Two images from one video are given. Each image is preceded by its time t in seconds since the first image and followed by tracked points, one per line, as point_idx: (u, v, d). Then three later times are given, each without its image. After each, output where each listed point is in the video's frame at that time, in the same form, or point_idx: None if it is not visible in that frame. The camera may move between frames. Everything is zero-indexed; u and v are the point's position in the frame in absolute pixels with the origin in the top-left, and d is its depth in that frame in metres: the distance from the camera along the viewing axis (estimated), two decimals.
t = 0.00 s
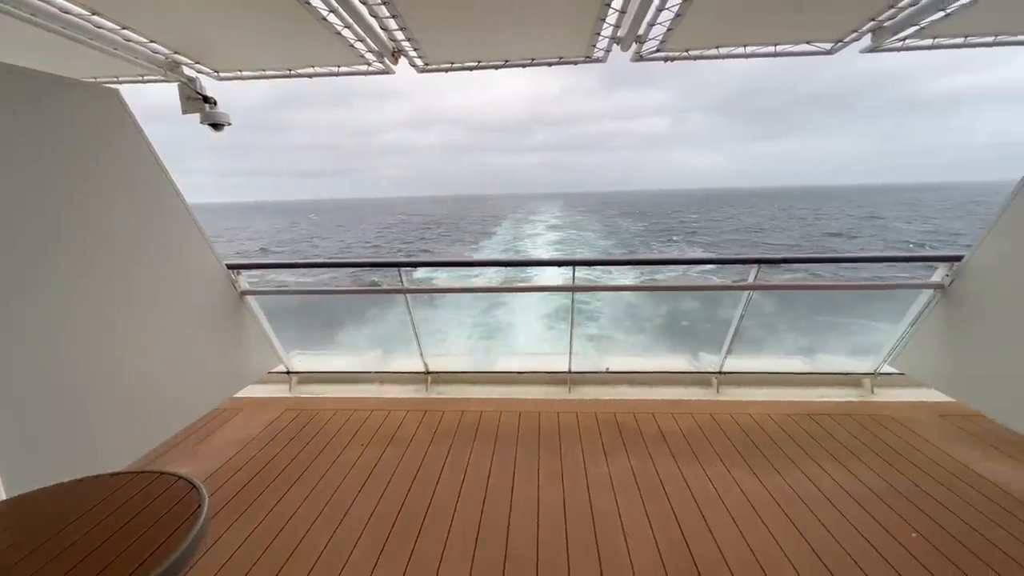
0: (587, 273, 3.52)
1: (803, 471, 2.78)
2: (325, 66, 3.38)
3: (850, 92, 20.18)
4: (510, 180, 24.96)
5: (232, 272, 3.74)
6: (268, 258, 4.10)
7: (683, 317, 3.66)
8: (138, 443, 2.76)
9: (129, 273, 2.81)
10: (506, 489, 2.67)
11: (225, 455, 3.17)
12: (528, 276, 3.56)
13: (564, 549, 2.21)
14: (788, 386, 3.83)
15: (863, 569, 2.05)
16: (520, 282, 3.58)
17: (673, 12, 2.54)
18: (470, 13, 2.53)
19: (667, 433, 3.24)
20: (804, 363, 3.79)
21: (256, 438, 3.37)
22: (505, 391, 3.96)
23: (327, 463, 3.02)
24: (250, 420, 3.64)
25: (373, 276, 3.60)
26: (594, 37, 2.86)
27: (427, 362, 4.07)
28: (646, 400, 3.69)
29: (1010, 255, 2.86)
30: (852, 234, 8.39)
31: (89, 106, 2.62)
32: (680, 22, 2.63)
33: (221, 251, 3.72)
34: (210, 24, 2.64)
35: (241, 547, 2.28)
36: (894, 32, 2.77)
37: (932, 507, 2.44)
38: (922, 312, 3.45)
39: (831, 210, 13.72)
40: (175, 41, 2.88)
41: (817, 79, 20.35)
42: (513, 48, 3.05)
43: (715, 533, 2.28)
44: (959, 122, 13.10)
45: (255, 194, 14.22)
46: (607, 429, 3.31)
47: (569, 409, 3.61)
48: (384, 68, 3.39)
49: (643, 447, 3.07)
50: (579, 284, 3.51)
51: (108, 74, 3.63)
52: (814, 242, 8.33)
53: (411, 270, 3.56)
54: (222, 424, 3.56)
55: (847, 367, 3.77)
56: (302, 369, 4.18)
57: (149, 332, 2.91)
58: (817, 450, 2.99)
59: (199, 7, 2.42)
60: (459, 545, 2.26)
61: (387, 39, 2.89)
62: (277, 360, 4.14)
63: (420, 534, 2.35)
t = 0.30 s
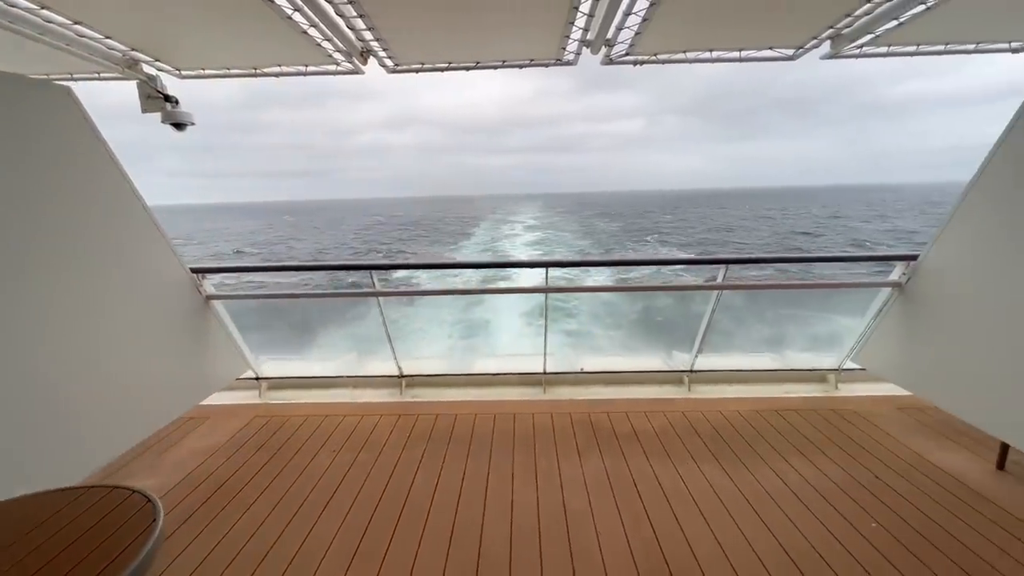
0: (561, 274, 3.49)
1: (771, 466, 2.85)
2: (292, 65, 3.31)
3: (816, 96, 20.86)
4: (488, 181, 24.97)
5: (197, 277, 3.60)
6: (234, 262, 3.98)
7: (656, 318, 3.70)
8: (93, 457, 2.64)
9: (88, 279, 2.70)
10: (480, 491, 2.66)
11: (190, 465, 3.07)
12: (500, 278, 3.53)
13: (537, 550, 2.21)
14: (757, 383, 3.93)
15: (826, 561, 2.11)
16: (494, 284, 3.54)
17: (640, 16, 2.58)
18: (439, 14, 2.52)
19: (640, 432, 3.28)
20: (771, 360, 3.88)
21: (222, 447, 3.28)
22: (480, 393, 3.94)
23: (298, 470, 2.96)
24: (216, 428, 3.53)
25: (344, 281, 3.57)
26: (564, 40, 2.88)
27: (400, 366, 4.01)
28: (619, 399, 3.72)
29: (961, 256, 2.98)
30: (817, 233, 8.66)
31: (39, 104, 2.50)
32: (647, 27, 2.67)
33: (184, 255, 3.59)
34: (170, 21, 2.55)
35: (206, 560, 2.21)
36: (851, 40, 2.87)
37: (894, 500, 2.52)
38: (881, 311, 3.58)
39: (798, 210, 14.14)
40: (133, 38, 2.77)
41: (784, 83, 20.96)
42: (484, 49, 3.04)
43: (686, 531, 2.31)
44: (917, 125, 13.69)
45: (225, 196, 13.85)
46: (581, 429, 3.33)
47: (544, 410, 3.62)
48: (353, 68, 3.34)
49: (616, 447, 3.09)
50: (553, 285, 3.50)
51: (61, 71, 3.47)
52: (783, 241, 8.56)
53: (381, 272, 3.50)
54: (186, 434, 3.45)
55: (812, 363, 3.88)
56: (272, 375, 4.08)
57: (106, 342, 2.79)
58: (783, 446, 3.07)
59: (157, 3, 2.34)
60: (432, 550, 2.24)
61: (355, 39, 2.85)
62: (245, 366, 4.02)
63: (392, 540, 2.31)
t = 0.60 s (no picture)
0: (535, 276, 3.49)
1: (741, 461, 2.92)
2: (260, 64, 3.25)
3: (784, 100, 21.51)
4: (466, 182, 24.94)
5: (160, 280, 3.48)
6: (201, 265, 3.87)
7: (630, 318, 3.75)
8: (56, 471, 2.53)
9: (70, 277, 2.76)
10: (455, 493, 2.65)
11: (156, 475, 2.97)
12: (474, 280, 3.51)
13: (512, 551, 2.21)
14: (728, 380, 4.01)
15: (793, 552, 2.17)
16: (468, 286, 3.51)
17: (610, 20, 2.61)
18: (410, 14, 2.50)
19: (614, 430, 3.32)
20: (742, 358, 3.97)
21: (190, 455, 3.18)
22: (456, 394, 3.93)
23: (269, 477, 2.90)
24: (183, 437, 3.42)
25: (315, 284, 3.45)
26: (536, 42, 2.90)
27: (374, 369, 3.96)
28: (595, 398, 3.75)
29: (918, 257, 3.11)
30: (785, 233, 8.93)
31: None
32: (617, 30, 2.70)
33: (148, 259, 3.47)
34: (130, 16, 2.47)
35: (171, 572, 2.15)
36: (813, 46, 2.96)
37: (857, 491, 2.61)
38: (845, 309, 3.70)
39: (768, 211, 14.54)
40: (90, 33, 2.67)
41: (754, 87, 21.54)
42: (456, 50, 3.04)
43: (659, 528, 2.34)
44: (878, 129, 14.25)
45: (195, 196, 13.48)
46: (557, 429, 3.35)
47: (520, 411, 3.63)
48: (322, 67, 3.29)
49: (591, 446, 3.12)
50: (527, 286, 3.50)
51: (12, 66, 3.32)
52: (754, 241, 8.78)
53: (353, 275, 3.43)
54: (152, 443, 3.34)
55: (780, 360, 3.99)
56: (243, 381, 3.99)
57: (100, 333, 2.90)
58: (752, 441, 3.15)
59: None
60: (406, 553, 2.22)
61: (324, 37, 2.80)
62: (214, 372, 3.90)
63: (365, 545, 2.29)
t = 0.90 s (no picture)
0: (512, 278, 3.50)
1: (714, 458, 2.97)
2: (228, 61, 3.16)
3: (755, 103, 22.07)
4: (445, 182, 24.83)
5: (123, 283, 3.36)
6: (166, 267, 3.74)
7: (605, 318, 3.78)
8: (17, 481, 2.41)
9: (59, 277, 2.85)
10: (431, 497, 2.63)
11: (120, 485, 2.86)
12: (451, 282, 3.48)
13: (488, 553, 2.20)
14: (702, 378, 4.08)
15: (763, 546, 2.22)
16: (445, 288, 3.49)
17: (583, 23, 2.63)
18: (382, 13, 2.47)
19: (591, 430, 3.34)
20: (714, 356, 4.05)
21: (157, 464, 3.08)
22: (434, 396, 3.89)
23: (239, 485, 2.81)
24: (149, 446, 3.30)
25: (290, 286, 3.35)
26: (510, 43, 2.90)
27: (349, 373, 3.90)
28: (572, 399, 3.77)
29: (882, 256, 3.21)
30: (756, 233, 9.16)
31: None
32: (591, 33, 2.72)
33: (109, 262, 3.34)
34: (88, 10, 2.37)
35: None
36: (780, 51, 3.04)
37: (826, 485, 2.68)
38: (813, 307, 3.81)
39: (740, 211, 14.88)
40: (44, 27, 2.55)
41: (727, 90, 22.02)
42: (430, 50, 3.02)
43: (634, 527, 2.35)
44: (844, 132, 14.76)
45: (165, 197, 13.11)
46: (535, 430, 3.35)
47: (497, 413, 3.61)
48: (293, 66, 3.22)
49: (567, 445, 3.14)
50: (504, 288, 3.49)
51: None
52: (728, 241, 8.97)
53: (326, 277, 3.36)
54: (116, 453, 3.21)
55: (751, 357, 4.08)
56: (212, 387, 3.88)
57: (94, 328, 3.03)
58: (726, 438, 3.20)
59: None
60: (380, 559, 2.19)
61: (293, 35, 2.74)
62: (181, 378, 3.78)
63: (338, 552, 2.24)
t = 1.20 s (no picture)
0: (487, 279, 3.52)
1: (688, 455, 3.01)
2: (193, 57, 3.07)
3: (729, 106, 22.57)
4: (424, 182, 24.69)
5: (83, 287, 3.25)
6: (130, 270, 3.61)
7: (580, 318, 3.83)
8: None
9: (26, 276, 2.79)
10: (406, 502, 2.59)
11: (82, 496, 2.75)
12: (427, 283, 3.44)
13: (464, 556, 2.19)
14: (677, 377, 4.14)
15: (735, 542, 2.26)
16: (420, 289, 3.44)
17: (556, 24, 2.64)
18: (352, 11, 2.43)
19: (568, 430, 3.35)
20: (688, 354, 4.12)
21: (122, 473, 2.97)
22: (410, 399, 3.86)
23: (208, 493, 2.74)
24: (113, 454, 3.19)
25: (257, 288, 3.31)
26: (484, 43, 2.89)
27: (324, 377, 3.83)
28: (549, 399, 3.78)
29: (845, 255, 3.31)
30: (729, 233, 9.37)
31: None
32: (564, 35, 2.73)
33: (68, 265, 3.21)
34: (42, 2, 2.28)
35: None
36: (749, 55, 3.11)
37: (795, 480, 2.75)
38: (783, 306, 3.91)
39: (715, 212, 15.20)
40: None
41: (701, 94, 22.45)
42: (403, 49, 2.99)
43: (610, 526, 2.37)
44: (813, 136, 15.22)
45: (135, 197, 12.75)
46: (512, 431, 3.35)
47: (474, 414, 3.60)
48: (262, 63, 3.15)
49: (544, 445, 3.15)
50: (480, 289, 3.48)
51: None
52: (703, 241, 9.14)
53: (298, 279, 3.29)
54: (78, 462, 3.09)
55: (724, 355, 4.17)
56: (180, 392, 3.80)
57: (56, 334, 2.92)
58: (700, 435, 3.26)
59: None
60: (354, 565, 2.15)
61: (261, 32, 2.68)
62: (148, 383, 3.67)
63: (310, 558, 2.20)
